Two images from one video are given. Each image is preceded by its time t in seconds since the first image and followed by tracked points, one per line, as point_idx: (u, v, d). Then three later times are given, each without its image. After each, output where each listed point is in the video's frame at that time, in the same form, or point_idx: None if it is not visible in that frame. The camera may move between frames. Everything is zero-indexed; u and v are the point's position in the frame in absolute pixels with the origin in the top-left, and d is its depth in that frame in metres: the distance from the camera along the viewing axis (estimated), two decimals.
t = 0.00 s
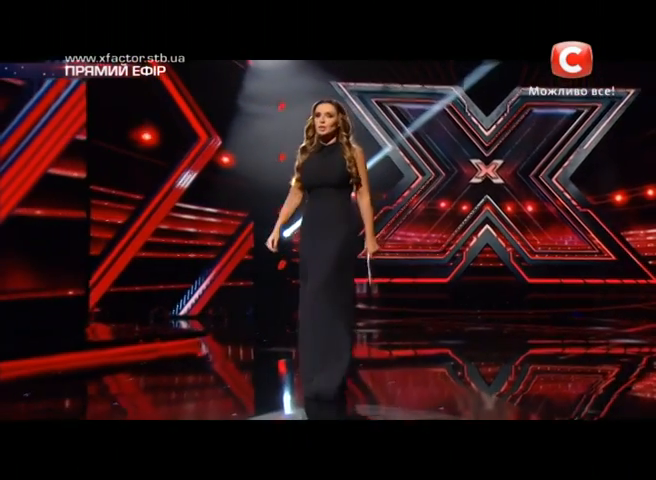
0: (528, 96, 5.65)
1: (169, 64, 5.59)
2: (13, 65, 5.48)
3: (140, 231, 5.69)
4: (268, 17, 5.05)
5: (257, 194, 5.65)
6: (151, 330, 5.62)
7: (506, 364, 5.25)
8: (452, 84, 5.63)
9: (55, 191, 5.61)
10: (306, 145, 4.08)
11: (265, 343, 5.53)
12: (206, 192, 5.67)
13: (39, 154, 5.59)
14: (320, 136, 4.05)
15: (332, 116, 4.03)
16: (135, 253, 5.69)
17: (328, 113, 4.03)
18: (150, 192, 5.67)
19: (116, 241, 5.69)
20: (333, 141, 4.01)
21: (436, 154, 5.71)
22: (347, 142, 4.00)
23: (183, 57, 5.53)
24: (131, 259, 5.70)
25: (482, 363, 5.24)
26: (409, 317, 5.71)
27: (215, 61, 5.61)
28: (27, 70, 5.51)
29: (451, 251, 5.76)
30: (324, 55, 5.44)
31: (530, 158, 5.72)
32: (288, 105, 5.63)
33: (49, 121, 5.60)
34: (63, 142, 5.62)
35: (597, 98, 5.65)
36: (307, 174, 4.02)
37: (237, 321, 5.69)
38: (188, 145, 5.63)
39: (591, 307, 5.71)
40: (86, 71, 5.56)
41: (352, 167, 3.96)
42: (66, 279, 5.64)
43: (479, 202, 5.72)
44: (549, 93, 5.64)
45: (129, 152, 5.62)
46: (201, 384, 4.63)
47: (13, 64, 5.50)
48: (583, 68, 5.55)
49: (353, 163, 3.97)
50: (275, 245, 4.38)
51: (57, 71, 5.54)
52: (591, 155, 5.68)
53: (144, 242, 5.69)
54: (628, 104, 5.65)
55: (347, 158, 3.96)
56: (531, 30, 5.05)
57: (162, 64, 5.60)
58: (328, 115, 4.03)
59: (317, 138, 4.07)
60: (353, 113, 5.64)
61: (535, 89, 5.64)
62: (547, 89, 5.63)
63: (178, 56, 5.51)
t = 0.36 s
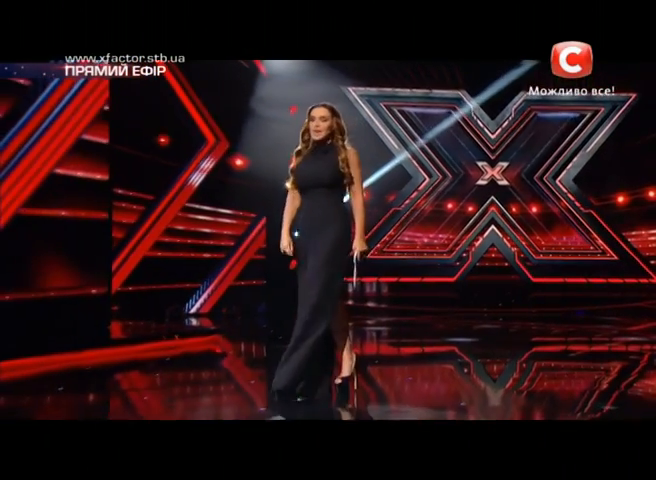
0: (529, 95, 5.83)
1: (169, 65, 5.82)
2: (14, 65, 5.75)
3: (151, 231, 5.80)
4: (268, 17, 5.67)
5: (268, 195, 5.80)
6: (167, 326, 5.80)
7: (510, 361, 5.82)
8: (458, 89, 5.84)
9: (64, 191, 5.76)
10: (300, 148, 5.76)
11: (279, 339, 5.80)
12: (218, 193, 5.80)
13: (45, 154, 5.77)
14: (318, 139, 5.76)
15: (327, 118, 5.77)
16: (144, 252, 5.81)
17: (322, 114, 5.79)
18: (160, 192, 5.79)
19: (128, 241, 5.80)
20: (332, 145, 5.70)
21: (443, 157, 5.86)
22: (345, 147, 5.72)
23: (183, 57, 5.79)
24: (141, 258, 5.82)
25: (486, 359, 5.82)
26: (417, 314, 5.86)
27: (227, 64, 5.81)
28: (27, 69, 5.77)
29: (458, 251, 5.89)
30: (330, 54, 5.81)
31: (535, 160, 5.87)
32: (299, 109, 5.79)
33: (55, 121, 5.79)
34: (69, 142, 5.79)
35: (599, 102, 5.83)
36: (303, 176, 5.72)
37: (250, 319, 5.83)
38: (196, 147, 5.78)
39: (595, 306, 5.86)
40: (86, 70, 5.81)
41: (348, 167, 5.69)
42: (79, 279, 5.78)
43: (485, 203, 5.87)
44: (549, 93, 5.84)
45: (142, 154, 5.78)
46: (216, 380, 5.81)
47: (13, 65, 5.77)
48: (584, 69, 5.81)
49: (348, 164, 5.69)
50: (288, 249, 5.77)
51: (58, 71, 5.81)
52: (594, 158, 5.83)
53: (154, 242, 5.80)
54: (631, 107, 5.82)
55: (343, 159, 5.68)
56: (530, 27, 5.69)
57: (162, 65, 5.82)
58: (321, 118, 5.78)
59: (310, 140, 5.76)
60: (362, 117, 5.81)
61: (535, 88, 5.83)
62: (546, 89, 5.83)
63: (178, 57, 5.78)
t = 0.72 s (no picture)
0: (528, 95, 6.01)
1: (169, 64, 5.99)
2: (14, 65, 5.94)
3: (159, 230, 5.98)
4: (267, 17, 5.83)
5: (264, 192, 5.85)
6: (180, 322, 5.97)
7: (512, 358, 6.00)
8: (461, 94, 6.03)
9: (71, 192, 5.94)
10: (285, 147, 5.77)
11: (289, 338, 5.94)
12: (228, 195, 5.97)
13: (46, 154, 5.95)
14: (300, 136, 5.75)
15: (305, 116, 5.78)
16: (154, 251, 5.99)
17: (299, 114, 5.82)
18: (168, 192, 5.97)
19: (139, 240, 5.98)
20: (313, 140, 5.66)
21: (447, 160, 6.04)
22: (324, 140, 5.60)
23: (183, 57, 5.96)
24: (150, 257, 6.00)
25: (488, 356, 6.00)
26: (422, 312, 6.05)
27: (236, 69, 5.99)
28: (27, 69, 5.96)
29: (461, 251, 6.07)
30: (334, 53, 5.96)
31: (536, 163, 6.05)
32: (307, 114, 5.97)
33: (57, 121, 5.97)
34: (71, 142, 5.97)
35: (599, 107, 6.01)
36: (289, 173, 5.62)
37: (259, 317, 6.00)
38: (202, 150, 5.96)
39: (595, 305, 6.04)
40: (86, 70, 5.99)
41: (326, 161, 5.51)
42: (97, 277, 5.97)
43: (487, 204, 6.05)
44: (549, 93, 6.02)
45: (154, 156, 5.97)
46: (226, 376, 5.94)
47: (13, 65, 5.95)
48: (584, 69, 5.99)
49: (327, 158, 5.52)
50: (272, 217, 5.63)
51: (58, 71, 5.99)
52: (594, 160, 6.02)
53: (164, 242, 5.98)
54: (630, 111, 5.99)
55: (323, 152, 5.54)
56: (530, 26, 5.83)
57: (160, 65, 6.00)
58: (299, 118, 5.79)
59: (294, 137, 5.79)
60: (369, 121, 5.99)
61: (535, 88, 6.01)
62: (547, 89, 6.01)
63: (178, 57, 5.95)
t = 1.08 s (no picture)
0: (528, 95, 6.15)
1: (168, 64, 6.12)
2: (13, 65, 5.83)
3: (171, 230, 6.20)
4: (267, 17, 5.57)
5: (268, 192, 6.04)
6: (197, 321, 6.18)
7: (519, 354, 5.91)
8: (469, 99, 6.16)
9: (80, 195, 5.94)
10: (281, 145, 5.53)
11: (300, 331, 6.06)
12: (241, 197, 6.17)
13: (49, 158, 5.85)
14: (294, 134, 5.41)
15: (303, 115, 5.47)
16: (165, 251, 6.20)
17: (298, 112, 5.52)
18: (179, 193, 6.18)
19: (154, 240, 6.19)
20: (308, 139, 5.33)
21: (455, 163, 6.23)
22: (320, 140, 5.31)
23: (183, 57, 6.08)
24: (162, 255, 6.21)
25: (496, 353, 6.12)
26: (430, 311, 6.30)
27: (248, 72, 6.14)
28: (27, 69, 5.88)
29: (468, 251, 6.26)
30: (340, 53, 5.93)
31: (541, 166, 6.23)
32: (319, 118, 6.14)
33: (60, 125, 5.92)
34: (71, 151, 5.92)
35: (602, 111, 6.18)
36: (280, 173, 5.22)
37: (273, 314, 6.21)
38: (212, 154, 6.15)
39: (597, 303, 6.25)
40: (86, 70, 6.04)
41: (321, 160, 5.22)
42: (136, 276, 6.16)
43: (494, 206, 6.23)
44: (549, 93, 6.15)
45: (167, 159, 6.16)
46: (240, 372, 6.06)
47: (13, 65, 5.84)
48: (583, 69, 6.09)
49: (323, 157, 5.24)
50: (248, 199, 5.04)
51: (56, 71, 5.98)
52: (597, 164, 6.21)
53: (173, 241, 6.20)
54: (632, 115, 6.18)
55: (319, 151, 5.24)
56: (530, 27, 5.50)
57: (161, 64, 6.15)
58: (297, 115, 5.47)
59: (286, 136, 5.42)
60: (379, 125, 6.18)
61: (535, 88, 6.15)
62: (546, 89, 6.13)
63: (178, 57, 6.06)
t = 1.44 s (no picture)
0: (529, 96, 6.32)
1: (168, 64, 6.29)
2: (13, 66, 6.09)
3: (186, 230, 6.33)
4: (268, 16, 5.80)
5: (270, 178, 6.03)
6: (217, 321, 6.33)
7: (529, 353, 6.24)
8: (480, 103, 6.33)
9: (95, 196, 6.21)
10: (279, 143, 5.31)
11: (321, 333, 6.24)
12: (257, 198, 6.31)
13: (57, 164, 6.14)
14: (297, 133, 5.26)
15: (310, 111, 5.20)
16: (182, 251, 6.35)
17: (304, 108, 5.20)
18: (194, 193, 6.31)
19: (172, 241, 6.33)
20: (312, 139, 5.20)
21: (468, 166, 6.38)
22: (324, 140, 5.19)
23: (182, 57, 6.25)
24: (179, 255, 6.36)
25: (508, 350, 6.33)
26: (445, 309, 6.40)
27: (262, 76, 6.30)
28: (26, 69, 6.13)
29: (480, 251, 6.40)
30: (341, 54, 6.16)
31: (551, 168, 6.38)
32: (334, 122, 6.30)
33: (69, 129, 6.19)
34: (79, 155, 6.19)
35: (610, 115, 6.33)
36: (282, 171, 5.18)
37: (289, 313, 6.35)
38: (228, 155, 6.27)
39: (606, 302, 6.39)
40: (86, 70, 6.25)
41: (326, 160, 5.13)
42: (165, 275, 6.34)
43: (505, 207, 6.38)
44: (548, 93, 6.30)
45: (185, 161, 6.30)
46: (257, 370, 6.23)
47: (12, 65, 6.11)
48: (582, 68, 6.26)
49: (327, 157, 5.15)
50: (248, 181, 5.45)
51: (57, 71, 6.21)
52: (604, 166, 6.36)
53: (189, 242, 6.34)
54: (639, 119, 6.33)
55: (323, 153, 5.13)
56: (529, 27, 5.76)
57: (161, 63, 6.31)
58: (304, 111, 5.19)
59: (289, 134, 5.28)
60: (393, 129, 6.33)
61: (535, 88, 6.31)
62: (546, 88, 6.29)
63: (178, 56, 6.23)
